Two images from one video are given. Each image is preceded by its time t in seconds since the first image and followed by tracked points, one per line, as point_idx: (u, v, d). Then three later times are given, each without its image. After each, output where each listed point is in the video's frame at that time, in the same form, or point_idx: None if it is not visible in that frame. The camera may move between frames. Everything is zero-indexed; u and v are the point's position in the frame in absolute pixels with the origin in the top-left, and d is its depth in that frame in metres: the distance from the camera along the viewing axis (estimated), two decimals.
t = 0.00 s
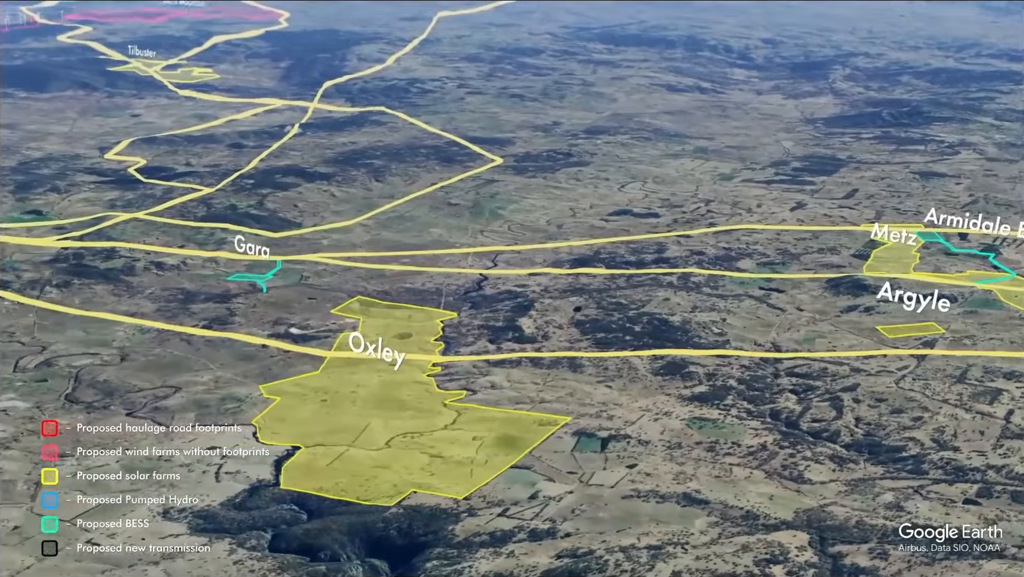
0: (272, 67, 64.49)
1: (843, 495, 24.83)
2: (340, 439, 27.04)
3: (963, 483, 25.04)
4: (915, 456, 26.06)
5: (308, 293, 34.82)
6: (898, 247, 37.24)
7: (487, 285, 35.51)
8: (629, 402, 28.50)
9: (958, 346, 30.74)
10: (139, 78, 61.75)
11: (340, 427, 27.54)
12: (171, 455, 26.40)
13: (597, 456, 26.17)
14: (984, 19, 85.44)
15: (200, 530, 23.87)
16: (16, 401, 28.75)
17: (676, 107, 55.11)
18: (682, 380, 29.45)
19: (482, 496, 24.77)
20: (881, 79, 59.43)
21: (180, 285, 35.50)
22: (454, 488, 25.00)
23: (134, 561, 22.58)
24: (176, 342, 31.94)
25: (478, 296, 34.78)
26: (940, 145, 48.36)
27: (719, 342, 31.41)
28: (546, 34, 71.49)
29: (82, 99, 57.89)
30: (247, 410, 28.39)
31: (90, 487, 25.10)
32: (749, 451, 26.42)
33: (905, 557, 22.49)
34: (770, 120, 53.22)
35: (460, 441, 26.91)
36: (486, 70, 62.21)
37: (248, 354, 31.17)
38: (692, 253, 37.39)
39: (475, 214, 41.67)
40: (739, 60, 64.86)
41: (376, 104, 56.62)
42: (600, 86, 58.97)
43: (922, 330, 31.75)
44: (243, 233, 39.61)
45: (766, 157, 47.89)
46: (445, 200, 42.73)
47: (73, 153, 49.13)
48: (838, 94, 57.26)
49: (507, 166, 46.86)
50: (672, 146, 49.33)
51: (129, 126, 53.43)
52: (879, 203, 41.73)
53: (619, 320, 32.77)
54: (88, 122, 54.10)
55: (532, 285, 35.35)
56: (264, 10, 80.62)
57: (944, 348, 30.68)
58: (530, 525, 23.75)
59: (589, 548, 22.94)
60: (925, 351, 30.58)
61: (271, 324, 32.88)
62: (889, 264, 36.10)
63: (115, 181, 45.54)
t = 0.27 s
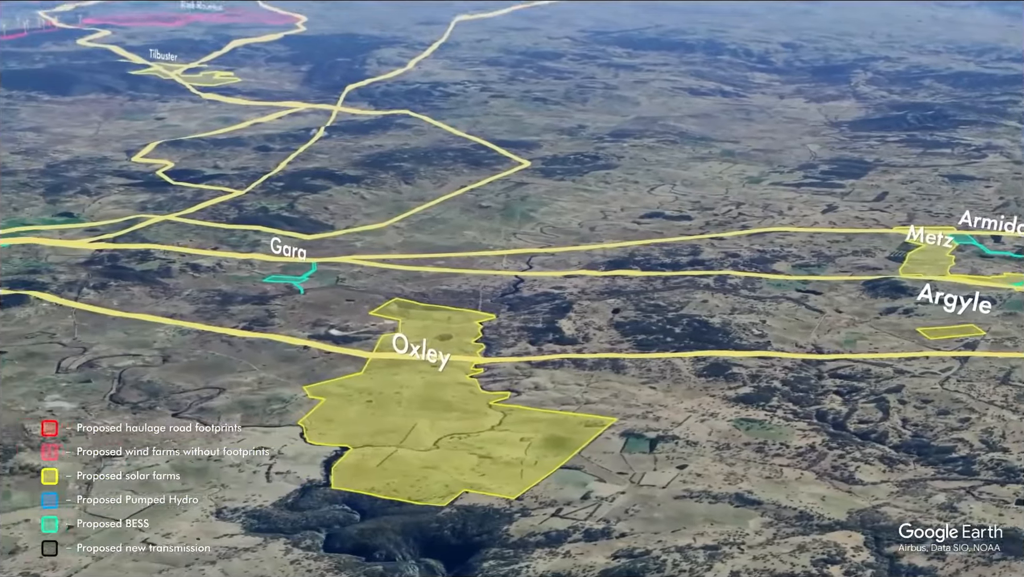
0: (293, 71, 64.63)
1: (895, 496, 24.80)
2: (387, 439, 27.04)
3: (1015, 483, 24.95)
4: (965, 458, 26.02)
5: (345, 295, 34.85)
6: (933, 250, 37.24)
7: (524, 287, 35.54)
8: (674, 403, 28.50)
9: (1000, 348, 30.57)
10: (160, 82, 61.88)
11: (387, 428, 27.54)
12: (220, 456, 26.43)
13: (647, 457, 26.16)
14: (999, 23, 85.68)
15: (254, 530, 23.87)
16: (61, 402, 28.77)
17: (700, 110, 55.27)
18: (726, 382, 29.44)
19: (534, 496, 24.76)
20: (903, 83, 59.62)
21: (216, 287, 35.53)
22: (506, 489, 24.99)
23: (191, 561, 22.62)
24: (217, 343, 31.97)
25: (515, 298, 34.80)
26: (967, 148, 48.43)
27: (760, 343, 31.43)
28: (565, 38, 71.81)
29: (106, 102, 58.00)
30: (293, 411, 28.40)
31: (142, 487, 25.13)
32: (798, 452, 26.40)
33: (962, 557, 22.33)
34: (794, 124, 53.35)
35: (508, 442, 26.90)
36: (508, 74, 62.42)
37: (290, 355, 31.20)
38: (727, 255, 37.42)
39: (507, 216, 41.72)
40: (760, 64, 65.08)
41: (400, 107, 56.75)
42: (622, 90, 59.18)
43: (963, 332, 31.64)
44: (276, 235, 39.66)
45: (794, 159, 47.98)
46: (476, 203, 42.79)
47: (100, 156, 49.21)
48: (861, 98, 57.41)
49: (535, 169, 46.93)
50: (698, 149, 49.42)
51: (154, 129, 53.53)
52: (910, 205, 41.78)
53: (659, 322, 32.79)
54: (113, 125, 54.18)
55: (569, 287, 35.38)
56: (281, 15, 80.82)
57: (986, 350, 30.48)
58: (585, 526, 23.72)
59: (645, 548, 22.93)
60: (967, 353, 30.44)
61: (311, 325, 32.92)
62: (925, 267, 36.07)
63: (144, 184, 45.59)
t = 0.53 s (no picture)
0: (314, 74, 64.75)
1: (947, 498, 24.72)
2: (435, 440, 27.03)
3: None
4: (1014, 459, 25.88)
5: (382, 296, 34.86)
6: (969, 253, 37.16)
7: (560, 289, 35.55)
8: (720, 404, 28.49)
9: None
10: (182, 85, 61.99)
11: (434, 429, 27.52)
12: (269, 457, 26.43)
13: (696, 458, 26.14)
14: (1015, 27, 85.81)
15: (308, 530, 23.86)
16: (106, 403, 28.80)
17: (723, 114, 55.39)
18: (770, 383, 29.41)
19: (586, 497, 24.73)
20: (925, 87, 59.72)
21: (253, 289, 35.55)
22: (557, 490, 24.97)
23: (248, 561, 22.68)
24: (257, 345, 31.98)
25: (553, 300, 34.80)
26: (994, 151, 48.44)
27: (801, 346, 31.44)
28: (583, 42, 72.03)
29: (129, 106, 58.08)
30: (338, 412, 28.38)
31: (193, 488, 25.14)
32: (847, 453, 26.37)
33: (1020, 559, 22.09)
34: (819, 127, 53.41)
35: (555, 444, 26.88)
36: (529, 78, 62.56)
37: (331, 357, 31.21)
38: (762, 258, 37.44)
39: (538, 219, 41.73)
40: (780, 68, 65.22)
41: (424, 111, 56.83)
42: (645, 94, 59.31)
43: (1002, 335, 31.31)
44: (309, 237, 39.69)
45: (821, 162, 48.01)
46: (506, 206, 42.82)
47: (127, 159, 49.29)
48: (883, 101, 57.48)
49: (562, 172, 46.95)
50: (725, 152, 49.45)
51: (179, 132, 53.61)
52: (942, 208, 41.77)
53: (698, 324, 32.78)
54: (138, 128, 54.27)
55: (606, 289, 35.37)
56: (298, 19, 80.98)
57: None
58: (639, 526, 23.69)
59: (702, 549, 22.87)
60: (1010, 355, 30.13)
61: (350, 327, 32.93)
62: (961, 269, 35.96)
63: (173, 186, 45.65)
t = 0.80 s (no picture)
0: (334, 78, 64.82)
1: (1000, 499, 24.59)
2: (482, 442, 27.02)
3: None
4: None
5: (419, 299, 34.87)
6: (1004, 255, 37.16)
7: (596, 291, 35.56)
8: (766, 406, 28.48)
9: None
10: (203, 89, 62.07)
11: (480, 430, 27.53)
12: (317, 458, 26.42)
13: (745, 460, 26.12)
14: None
15: (362, 531, 23.82)
16: (151, 404, 28.80)
17: (747, 117, 55.45)
18: (815, 386, 29.41)
19: (638, 499, 24.71)
20: (947, 90, 59.78)
21: (290, 292, 35.57)
22: (609, 492, 24.95)
23: (305, 562, 22.67)
24: (297, 347, 31.98)
25: (590, 302, 34.81)
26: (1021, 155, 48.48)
27: (842, 348, 31.43)
28: (601, 46, 72.16)
29: (151, 109, 58.14)
30: (383, 414, 28.37)
31: (244, 489, 25.12)
32: (896, 455, 26.33)
33: None
34: (843, 130, 53.45)
35: (603, 445, 26.87)
36: (550, 82, 62.67)
37: (373, 359, 31.22)
38: (796, 260, 37.46)
39: (569, 222, 41.77)
40: (800, 72, 65.31)
41: (447, 114, 56.88)
42: (667, 97, 59.38)
43: None
44: (342, 240, 39.72)
45: (848, 166, 48.05)
46: (536, 209, 42.85)
47: (154, 162, 49.33)
48: (906, 105, 57.55)
49: (590, 175, 46.99)
50: (751, 156, 49.49)
51: (204, 135, 53.66)
52: (973, 211, 41.78)
53: (738, 326, 32.79)
54: (162, 131, 54.33)
55: (643, 292, 35.39)
56: (315, 23, 81.12)
57: None
58: (694, 528, 23.66)
59: (758, 550, 22.84)
60: None
61: (390, 329, 32.93)
62: (997, 272, 35.96)
63: (202, 189, 45.68)
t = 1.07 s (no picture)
0: (354, 82, 64.83)
1: None
2: (530, 444, 27.01)
3: None
4: None
5: (456, 301, 34.85)
6: None
7: (633, 294, 35.55)
8: (811, 408, 28.45)
9: None
10: (224, 92, 62.09)
11: (527, 433, 27.47)
12: (366, 460, 26.38)
13: (795, 462, 26.09)
14: None
15: (416, 533, 23.79)
16: (196, 406, 28.76)
17: (770, 121, 55.49)
18: (859, 388, 29.39)
19: (690, 500, 24.66)
20: (968, 94, 59.85)
21: (326, 294, 35.55)
22: (660, 493, 24.92)
23: (361, 563, 22.63)
24: (337, 349, 31.95)
25: (627, 305, 34.78)
26: None
27: (883, 350, 31.39)
28: (619, 51, 72.26)
29: (173, 112, 58.13)
30: (429, 416, 28.32)
31: (295, 491, 25.08)
32: (946, 458, 26.28)
33: None
34: (867, 134, 53.49)
35: (651, 448, 26.80)
36: (571, 85, 62.73)
37: (414, 361, 31.19)
38: (831, 263, 37.44)
39: (600, 225, 41.78)
40: (819, 76, 65.38)
41: (469, 117, 56.90)
42: (688, 101, 59.42)
43: None
44: (374, 243, 39.72)
45: (874, 169, 48.06)
46: (566, 211, 42.86)
47: (180, 165, 49.31)
48: (928, 109, 57.60)
49: (617, 178, 47.01)
50: (777, 159, 49.51)
51: (228, 139, 53.65)
52: (1004, 215, 41.78)
53: (777, 329, 32.76)
54: (186, 134, 54.32)
55: (679, 294, 35.36)
56: (330, 28, 81.20)
57: None
58: (748, 530, 23.62)
59: (815, 552, 22.80)
60: None
61: (429, 331, 32.91)
62: None
63: (230, 192, 45.68)
